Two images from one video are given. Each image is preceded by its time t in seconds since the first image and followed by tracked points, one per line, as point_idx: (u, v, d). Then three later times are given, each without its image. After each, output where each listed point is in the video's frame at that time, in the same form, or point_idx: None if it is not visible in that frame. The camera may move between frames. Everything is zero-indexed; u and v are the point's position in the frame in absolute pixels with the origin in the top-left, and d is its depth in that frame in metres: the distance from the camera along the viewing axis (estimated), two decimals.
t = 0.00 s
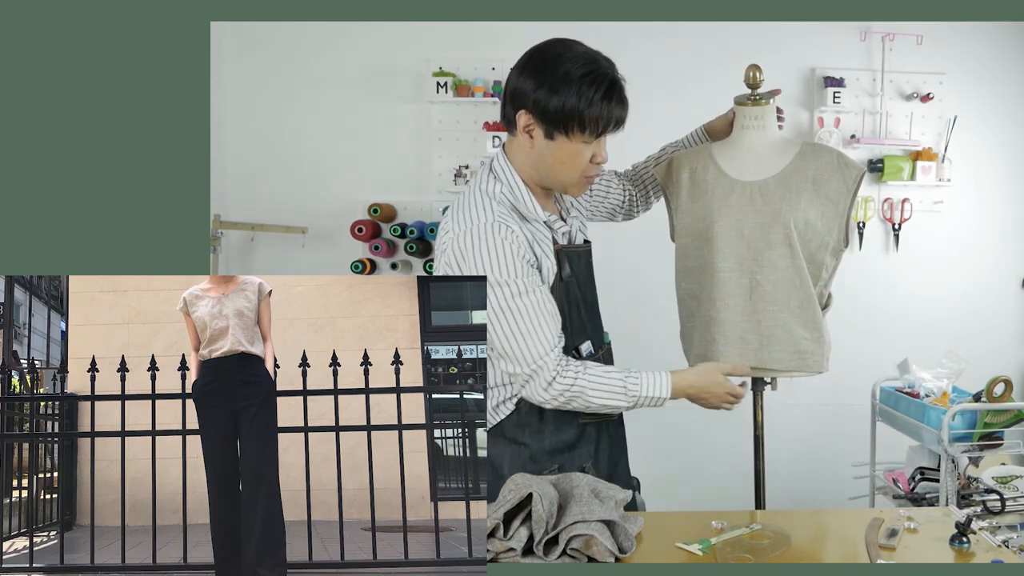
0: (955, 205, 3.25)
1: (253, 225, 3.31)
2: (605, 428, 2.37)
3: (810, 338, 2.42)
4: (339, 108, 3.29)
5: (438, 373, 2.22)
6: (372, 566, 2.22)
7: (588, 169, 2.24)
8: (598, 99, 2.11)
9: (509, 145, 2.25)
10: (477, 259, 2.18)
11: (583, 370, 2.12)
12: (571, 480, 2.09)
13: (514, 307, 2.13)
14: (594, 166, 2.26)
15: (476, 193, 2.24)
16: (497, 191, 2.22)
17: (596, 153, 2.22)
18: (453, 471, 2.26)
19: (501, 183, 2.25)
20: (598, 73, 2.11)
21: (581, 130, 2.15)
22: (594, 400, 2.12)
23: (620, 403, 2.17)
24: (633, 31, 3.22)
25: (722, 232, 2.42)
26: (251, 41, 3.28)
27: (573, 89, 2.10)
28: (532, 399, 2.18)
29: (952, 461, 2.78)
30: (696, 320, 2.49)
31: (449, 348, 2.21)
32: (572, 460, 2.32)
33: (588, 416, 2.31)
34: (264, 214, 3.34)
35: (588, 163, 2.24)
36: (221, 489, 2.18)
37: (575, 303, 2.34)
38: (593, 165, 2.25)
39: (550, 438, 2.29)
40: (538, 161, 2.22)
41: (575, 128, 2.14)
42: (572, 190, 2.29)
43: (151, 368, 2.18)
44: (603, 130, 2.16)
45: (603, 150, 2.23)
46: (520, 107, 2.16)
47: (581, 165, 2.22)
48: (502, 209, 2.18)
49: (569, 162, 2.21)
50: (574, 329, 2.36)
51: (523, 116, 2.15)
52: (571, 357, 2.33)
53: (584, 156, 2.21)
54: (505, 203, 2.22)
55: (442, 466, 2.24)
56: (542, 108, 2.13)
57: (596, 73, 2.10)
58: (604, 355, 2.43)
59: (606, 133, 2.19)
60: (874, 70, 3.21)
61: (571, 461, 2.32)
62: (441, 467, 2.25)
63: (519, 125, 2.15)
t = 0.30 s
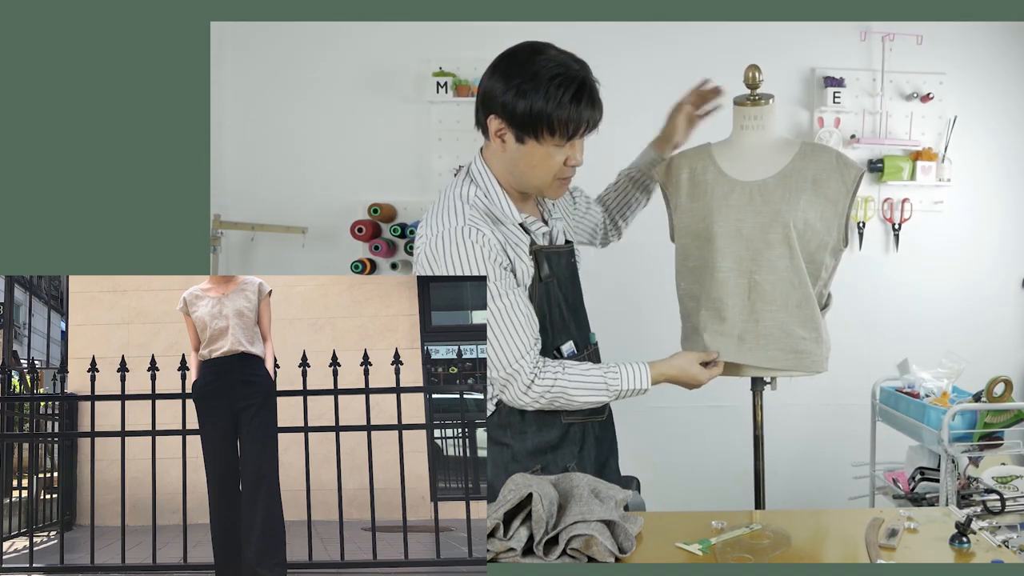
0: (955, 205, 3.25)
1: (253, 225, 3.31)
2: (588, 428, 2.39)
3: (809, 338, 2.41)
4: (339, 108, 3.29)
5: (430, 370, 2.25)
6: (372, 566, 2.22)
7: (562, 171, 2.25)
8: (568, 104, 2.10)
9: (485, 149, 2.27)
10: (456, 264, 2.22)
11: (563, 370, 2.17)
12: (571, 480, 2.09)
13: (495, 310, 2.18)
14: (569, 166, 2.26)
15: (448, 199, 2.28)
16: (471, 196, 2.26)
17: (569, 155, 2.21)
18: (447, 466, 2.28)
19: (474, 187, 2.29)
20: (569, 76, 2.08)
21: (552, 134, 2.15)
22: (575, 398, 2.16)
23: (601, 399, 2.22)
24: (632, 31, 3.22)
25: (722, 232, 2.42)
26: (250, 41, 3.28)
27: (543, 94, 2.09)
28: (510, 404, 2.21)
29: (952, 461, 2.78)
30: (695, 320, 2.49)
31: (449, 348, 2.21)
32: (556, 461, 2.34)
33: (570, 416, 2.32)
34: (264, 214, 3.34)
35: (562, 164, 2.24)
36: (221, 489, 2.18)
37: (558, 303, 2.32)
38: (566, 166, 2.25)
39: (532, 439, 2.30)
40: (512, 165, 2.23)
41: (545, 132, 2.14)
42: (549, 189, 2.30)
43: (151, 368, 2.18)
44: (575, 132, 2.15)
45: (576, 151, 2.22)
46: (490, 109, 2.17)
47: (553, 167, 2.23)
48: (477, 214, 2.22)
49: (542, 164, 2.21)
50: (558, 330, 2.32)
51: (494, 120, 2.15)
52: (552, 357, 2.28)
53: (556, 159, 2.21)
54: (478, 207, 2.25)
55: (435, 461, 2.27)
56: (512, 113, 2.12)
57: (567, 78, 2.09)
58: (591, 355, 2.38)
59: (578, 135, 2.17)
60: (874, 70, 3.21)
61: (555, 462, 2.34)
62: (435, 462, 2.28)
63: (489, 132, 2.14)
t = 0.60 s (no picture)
0: (955, 205, 3.25)
1: (253, 225, 3.31)
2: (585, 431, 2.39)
3: (809, 338, 2.41)
4: (339, 108, 3.29)
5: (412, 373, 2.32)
6: (372, 566, 2.22)
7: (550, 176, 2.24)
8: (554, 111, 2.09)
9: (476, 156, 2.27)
10: (454, 265, 2.22)
11: (564, 370, 2.20)
12: (571, 480, 2.09)
13: (496, 312, 2.21)
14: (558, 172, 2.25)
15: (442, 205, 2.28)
16: (463, 200, 2.27)
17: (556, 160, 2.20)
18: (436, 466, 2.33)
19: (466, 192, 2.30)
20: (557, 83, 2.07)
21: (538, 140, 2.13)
22: (577, 397, 2.19)
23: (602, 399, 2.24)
24: (632, 31, 3.21)
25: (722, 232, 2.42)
26: (250, 41, 3.28)
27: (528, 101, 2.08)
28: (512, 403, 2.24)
29: (952, 461, 2.78)
30: (694, 319, 2.50)
31: (449, 348, 2.21)
32: (554, 462, 2.36)
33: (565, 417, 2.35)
34: (264, 214, 3.34)
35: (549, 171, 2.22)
36: (221, 489, 2.18)
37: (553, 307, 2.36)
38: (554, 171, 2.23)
39: (529, 439, 2.33)
40: (499, 172, 2.23)
41: (531, 139, 2.13)
42: (538, 196, 2.28)
43: (151, 368, 2.18)
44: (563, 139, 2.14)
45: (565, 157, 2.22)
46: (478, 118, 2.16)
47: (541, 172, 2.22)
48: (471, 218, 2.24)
49: (529, 169, 2.20)
50: (555, 331, 2.35)
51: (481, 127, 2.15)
52: (549, 357, 2.32)
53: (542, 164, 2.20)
54: (471, 211, 2.26)
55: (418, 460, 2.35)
56: (498, 120, 2.11)
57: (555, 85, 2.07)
58: (586, 357, 2.42)
59: (567, 140, 2.17)
60: (874, 70, 3.20)
61: (552, 463, 2.36)
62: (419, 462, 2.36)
63: (476, 138, 2.15)
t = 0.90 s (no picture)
0: (954, 205, 3.25)
1: (253, 225, 3.31)
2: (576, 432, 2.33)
3: (810, 339, 2.40)
4: (339, 108, 3.29)
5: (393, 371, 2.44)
6: (372, 566, 2.22)
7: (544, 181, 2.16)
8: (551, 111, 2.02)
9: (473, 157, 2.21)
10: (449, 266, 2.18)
11: (554, 371, 2.15)
12: (571, 480, 2.09)
13: (494, 310, 2.18)
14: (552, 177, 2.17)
15: (436, 203, 2.22)
16: (459, 199, 2.21)
17: (550, 165, 2.12)
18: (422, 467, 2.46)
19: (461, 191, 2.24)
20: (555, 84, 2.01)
21: (533, 142, 2.06)
22: (567, 400, 2.14)
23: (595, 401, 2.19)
24: (632, 30, 3.21)
25: (721, 232, 2.41)
26: (250, 40, 3.28)
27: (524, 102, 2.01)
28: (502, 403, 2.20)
29: (952, 461, 2.77)
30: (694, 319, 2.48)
31: (449, 348, 2.21)
32: (543, 465, 2.30)
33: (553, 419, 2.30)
34: (264, 215, 3.34)
35: (543, 175, 2.15)
36: (221, 489, 2.18)
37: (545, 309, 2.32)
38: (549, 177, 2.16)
39: (518, 440, 2.28)
40: (495, 174, 2.17)
41: (526, 140, 2.06)
42: (532, 200, 2.21)
43: (151, 368, 2.18)
44: (558, 141, 2.07)
45: (561, 161, 2.14)
46: (472, 118, 2.09)
47: (534, 179, 2.14)
48: (465, 217, 2.18)
49: (522, 175, 2.13)
50: (547, 332, 2.32)
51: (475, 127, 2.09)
52: (539, 359, 2.28)
53: (535, 170, 2.12)
54: (465, 210, 2.21)
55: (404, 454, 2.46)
56: (492, 120, 2.04)
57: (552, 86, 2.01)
58: (580, 360, 2.39)
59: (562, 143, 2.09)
60: (874, 70, 3.20)
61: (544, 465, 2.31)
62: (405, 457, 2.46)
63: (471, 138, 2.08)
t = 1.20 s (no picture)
0: (954, 205, 3.25)
1: (253, 225, 3.31)
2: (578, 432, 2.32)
3: (810, 338, 2.39)
4: (339, 108, 3.29)
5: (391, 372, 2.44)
6: (372, 566, 2.22)
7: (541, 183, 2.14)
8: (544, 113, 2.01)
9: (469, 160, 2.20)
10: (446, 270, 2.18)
11: (557, 368, 2.15)
12: (571, 480, 2.09)
13: (494, 310, 2.18)
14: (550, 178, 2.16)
15: (433, 207, 2.22)
16: (454, 202, 2.20)
17: (547, 166, 2.11)
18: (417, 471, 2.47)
19: (457, 194, 2.24)
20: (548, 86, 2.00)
21: (528, 144, 2.06)
22: (572, 396, 2.15)
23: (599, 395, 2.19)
24: (631, 30, 3.21)
25: (722, 232, 2.41)
26: (250, 40, 3.28)
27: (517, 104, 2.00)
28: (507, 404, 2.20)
29: (952, 461, 2.77)
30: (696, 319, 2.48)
31: (449, 348, 2.21)
32: (543, 464, 2.30)
33: (555, 419, 2.29)
34: (264, 215, 3.34)
35: (540, 177, 2.13)
36: (221, 489, 2.18)
37: (546, 309, 2.32)
38: (545, 178, 2.14)
39: (518, 440, 2.28)
40: (491, 177, 2.16)
41: (520, 143, 2.05)
42: (531, 202, 2.19)
43: (151, 368, 2.18)
44: (553, 143, 2.06)
45: (557, 162, 2.13)
46: (467, 122, 2.08)
47: (531, 181, 2.13)
48: (463, 221, 2.18)
49: (518, 177, 2.12)
50: (549, 332, 2.31)
51: (470, 130, 2.08)
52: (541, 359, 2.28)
53: (531, 172, 2.11)
54: (462, 213, 2.20)
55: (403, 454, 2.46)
56: (485, 123, 2.04)
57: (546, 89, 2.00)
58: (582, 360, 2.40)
59: (558, 144, 2.08)
60: (874, 70, 3.19)
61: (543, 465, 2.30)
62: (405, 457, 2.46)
63: (466, 142, 2.08)
